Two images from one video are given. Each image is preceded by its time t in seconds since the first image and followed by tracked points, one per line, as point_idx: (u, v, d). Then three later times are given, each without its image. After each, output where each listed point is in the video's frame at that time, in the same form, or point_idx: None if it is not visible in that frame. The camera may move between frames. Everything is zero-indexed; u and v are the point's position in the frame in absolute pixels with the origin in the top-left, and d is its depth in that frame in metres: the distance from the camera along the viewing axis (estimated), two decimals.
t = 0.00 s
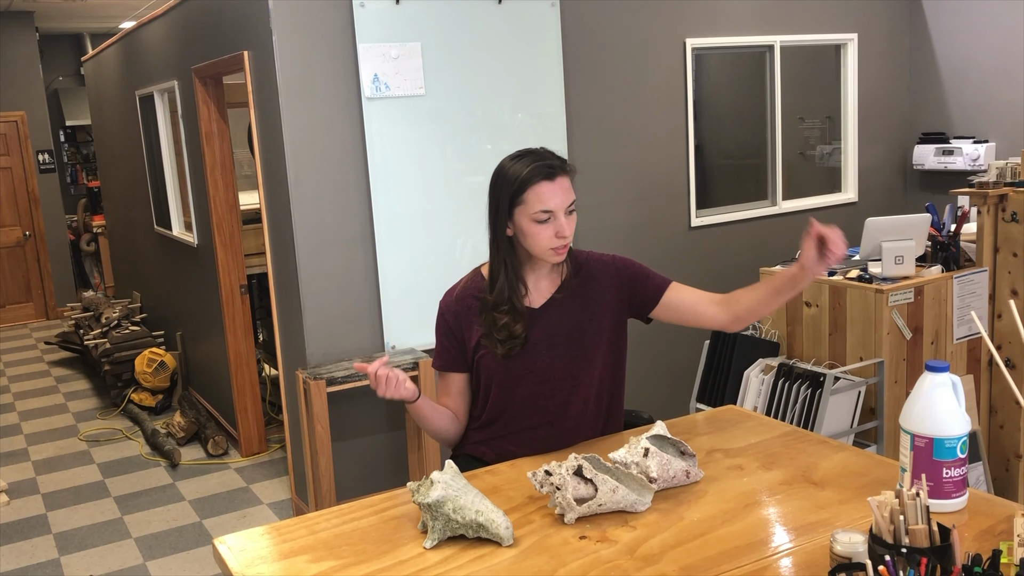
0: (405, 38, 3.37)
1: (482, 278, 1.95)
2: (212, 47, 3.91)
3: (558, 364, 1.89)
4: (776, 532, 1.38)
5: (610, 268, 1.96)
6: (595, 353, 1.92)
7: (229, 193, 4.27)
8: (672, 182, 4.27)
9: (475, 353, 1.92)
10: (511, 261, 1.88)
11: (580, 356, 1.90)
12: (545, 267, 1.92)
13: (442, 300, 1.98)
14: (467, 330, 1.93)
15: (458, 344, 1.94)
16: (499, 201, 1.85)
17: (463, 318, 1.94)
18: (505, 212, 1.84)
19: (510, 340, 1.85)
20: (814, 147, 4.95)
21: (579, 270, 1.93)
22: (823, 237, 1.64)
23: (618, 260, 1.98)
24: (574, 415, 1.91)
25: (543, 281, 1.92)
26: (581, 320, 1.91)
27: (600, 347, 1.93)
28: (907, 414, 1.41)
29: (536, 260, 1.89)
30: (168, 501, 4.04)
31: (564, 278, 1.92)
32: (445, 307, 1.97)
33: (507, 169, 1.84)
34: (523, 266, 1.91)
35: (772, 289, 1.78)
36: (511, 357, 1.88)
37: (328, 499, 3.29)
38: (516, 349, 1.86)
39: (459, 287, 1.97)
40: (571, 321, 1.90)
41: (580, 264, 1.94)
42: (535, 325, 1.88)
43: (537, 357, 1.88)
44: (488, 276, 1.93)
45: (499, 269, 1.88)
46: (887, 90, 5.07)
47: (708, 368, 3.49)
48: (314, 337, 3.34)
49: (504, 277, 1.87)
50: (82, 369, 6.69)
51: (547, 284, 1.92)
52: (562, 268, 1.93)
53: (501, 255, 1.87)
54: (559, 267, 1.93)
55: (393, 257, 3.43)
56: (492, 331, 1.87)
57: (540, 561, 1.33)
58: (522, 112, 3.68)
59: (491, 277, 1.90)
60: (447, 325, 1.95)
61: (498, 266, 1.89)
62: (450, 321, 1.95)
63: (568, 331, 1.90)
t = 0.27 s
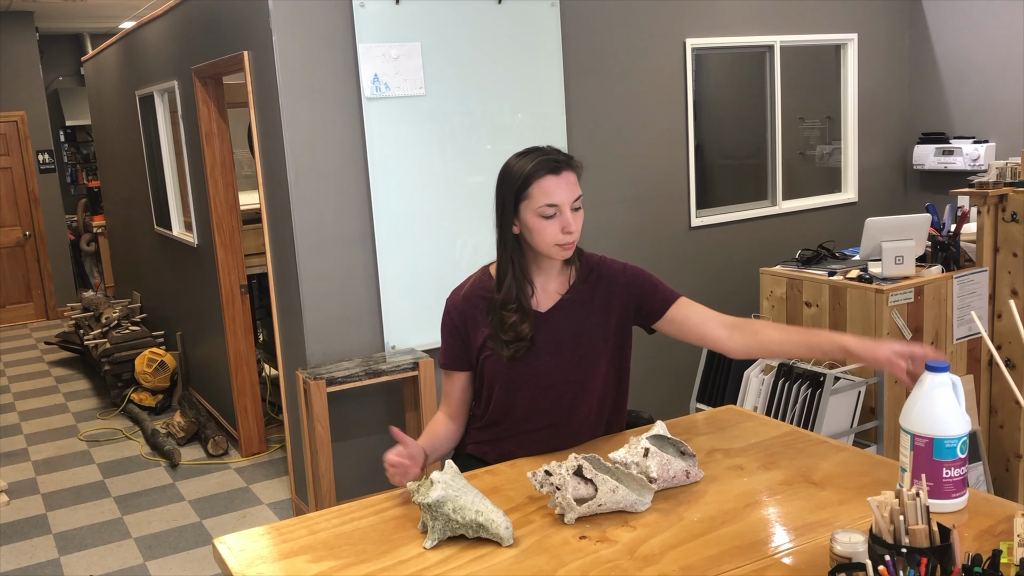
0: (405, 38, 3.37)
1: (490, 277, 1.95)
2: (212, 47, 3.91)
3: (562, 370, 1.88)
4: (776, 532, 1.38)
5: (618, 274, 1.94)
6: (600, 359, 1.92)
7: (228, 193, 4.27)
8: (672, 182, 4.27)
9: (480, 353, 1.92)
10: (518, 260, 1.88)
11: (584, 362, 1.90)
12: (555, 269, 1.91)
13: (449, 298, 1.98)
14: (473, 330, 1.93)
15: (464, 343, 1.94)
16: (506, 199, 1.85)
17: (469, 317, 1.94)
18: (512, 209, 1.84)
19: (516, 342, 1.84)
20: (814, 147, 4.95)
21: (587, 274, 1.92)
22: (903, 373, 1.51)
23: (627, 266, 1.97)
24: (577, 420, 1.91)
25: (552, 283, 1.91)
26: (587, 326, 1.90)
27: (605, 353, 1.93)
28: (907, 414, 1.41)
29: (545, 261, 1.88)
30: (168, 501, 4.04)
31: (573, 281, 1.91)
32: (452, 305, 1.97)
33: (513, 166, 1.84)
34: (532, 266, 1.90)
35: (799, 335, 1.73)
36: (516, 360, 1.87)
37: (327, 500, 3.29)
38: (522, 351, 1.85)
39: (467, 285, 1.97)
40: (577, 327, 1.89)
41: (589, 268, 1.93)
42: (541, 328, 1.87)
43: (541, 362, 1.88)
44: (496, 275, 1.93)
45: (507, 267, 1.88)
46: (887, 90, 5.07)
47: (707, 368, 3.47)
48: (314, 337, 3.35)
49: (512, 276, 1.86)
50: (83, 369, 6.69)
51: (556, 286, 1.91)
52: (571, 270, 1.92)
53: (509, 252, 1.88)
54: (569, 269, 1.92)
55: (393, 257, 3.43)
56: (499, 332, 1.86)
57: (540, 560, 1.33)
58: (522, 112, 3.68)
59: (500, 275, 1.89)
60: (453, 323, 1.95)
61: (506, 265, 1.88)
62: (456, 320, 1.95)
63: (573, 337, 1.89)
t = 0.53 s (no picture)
0: (405, 38, 3.37)
1: (497, 277, 1.96)
2: (212, 47, 3.91)
3: (563, 378, 1.88)
4: (776, 532, 1.38)
5: (626, 283, 1.92)
6: (602, 368, 1.90)
7: (229, 192, 4.27)
8: (672, 182, 4.27)
9: (484, 354, 1.94)
10: (524, 262, 1.88)
11: (586, 370, 1.89)
12: (562, 273, 1.91)
13: (455, 295, 2.00)
14: (478, 331, 1.94)
15: (468, 341, 1.97)
16: (512, 200, 1.85)
17: (474, 316, 1.96)
18: (517, 210, 1.85)
19: (518, 347, 1.85)
20: (814, 147, 4.96)
21: (594, 281, 1.91)
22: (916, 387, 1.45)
23: (637, 273, 1.94)
24: (577, 428, 1.90)
25: (559, 288, 1.91)
26: (590, 334, 1.89)
27: (608, 361, 1.91)
28: (908, 415, 1.41)
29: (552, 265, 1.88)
30: (168, 501, 4.04)
31: (580, 287, 1.91)
32: (458, 303, 1.99)
33: (520, 167, 1.85)
34: (539, 269, 1.91)
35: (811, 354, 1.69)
36: (518, 365, 1.87)
37: (327, 500, 3.29)
38: (524, 357, 1.85)
39: (473, 283, 1.99)
40: (581, 335, 1.88)
41: (597, 275, 1.91)
42: (544, 334, 1.87)
43: (543, 368, 1.87)
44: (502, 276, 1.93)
45: (513, 268, 1.88)
46: (887, 91, 5.07)
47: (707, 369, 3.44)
48: (314, 337, 3.35)
49: (517, 278, 1.87)
50: (82, 369, 6.69)
51: (562, 292, 1.91)
52: (579, 276, 1.92)
53: (515, 252, 1.89)
54: (576, 274, 1.92)
55: (393, 257, 3.43)
56: (502, 336, 1.86)
57: (540, 561, 1.33)
58: (522, 112, 3.68)
59: (506, 277, 1.90)
60: (458, 321, 1.97)
61: (511, 266, 1.89)
62: (461, 318, 1.97)
63: (576, 345, 1.88)
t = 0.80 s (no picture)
0: (405, 38, 3.37)
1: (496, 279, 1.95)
2: (212, 47, 3.91)
3: (562, 379, 1.88)
4: (776, 532, 1.38)
5: (627, 283, 1.91)
6: (602, 369, 1.90)
7: (229, 192, 4.27)
8: (672, 182, 4.27)
9: (484, 355, 1.93)
10: (523, 265, 1.88)
11: (585, 372, 1.89)
12: (562, 275, 1.90)
13: (453, 297, 2.00)
14: (477, 333, 1.94)
15: (466, 343, 1.97)
16: (512, 202, 1.85)
17: (473, 318, 1.95)
18: (518, 213, 1.84)
19: (519, 348, 1.85)
20: (814, 147, 4.96)
21: (593, 282, 1.90)
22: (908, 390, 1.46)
23: (635, 273, 1.94)
24: (576, 429, 1.91)
25: (560, 289, 1.91)
26: (589, 336, 1.89)
27: (608, 363, 1.91)
28: (907, 415, 1.41)
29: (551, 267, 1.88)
30: (168, 501, 4.04)
31: (579, 289, 1.90)
32: (456, 305, 1.98)
33: (521, 169, 1.85)
34: (538, 271, 1.90)
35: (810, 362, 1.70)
36: (518, 366, 1.87)
37: (327, 500, 3.29)
38: (525, 358, 1.85)
39: (471, 285, 1.98)
40: (580, 336, 1.88)
41: (597, 276, 1.91)
42: (544, 336, 1.87)
43: (542, 370, 1.88)
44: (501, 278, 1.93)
45: (513, 271, 1.88)
46: (887, 91, 5.07)
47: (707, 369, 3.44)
48: (314, 337, 3.35)
49: (517, 281, 1.87)
50: (83, 369, 6.69)
51: (563, 293, 1.91)
52: (578, 277, 1.91)
53: (514, 255, 1.88)
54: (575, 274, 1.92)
55: (393, 257, 3.43)
56: (504, 337, 1.87)
57: (540, 561, 1.33)
58: (522, 112, 3.68)
59: (506, 279, 1.90)
60: (457, 323, 1.97)
61: (511, 269, 1.88)
62: (459, 320, 1.97)
63: (575, 347, 1.88)
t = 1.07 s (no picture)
0: (405, 38, 3.37)
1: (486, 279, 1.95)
2: (212, 47, 3.91)
3: (556, 375, 1.88)
4: (776, 532, 1.38)
5: (618, 280, 1.92)
6: (596, 365, 1.91)
7: (228, 192, 4.27)
8: (672, 182, 4.27)
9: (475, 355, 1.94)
10: (512, 268, 1.87)
11: (578, 368, 1.89)
12: (552, 276, 1.90)
13: (446, 297, 1.99)
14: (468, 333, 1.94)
15: (459, 343, 1.97)
16: (502, 206, 1.83)
17: (465, 319, 1.95)
18: (507, 218, 1.82)
19: (509, 349, 1.85)
20: (814, 147, 4.96)
21: (585, 280, 1.91)
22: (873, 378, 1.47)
23: (627, 271, 1.95)
24: (571, 427, 1.91)
25: (550, 289, 1.91)
26: (582, 332, 1.89)
27: (602, 360, 1.92)
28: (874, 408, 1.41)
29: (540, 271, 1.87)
30: (168, 501, 4.04)
31: (569, 287, 1.91)
32: (448, 305, 1.98)
33: (512, 172, 1.82)
34: (529, 273, 1.90)
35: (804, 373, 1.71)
36: (510, 365, 1.87)
37: (327, 500, 3.29)
38: (515, 357, 1.85)
39: (463, 285, 1.97)
40: (573, 333, 1.88)
41: (588, 275, 1.91)
42: (536, 335, 1.87)
43: (535, 367, 1.88)
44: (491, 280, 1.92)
45: (501, 273, 1.87)
46: (887, 91, 5.07)
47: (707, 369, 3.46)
48: (314, 337, 3.35)
49: (504, 282, 1.86)
50: (83, 369, 6.69)
51: (553, 293, 1.90)
52: (569, 276, 1.91)
53: (502, 258, 1.87)
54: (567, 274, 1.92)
55: (392, 257, 3.43)
56: (493, 338, 1.86)
57: (540, 561, 1.33)
58: (522, 112, 3.68)
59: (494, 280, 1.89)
60: (449, 324, 1.97)
61: (499, 270, 1.88)
62: (451, 321, 1.97)
63: (568, 343, 1.88)
